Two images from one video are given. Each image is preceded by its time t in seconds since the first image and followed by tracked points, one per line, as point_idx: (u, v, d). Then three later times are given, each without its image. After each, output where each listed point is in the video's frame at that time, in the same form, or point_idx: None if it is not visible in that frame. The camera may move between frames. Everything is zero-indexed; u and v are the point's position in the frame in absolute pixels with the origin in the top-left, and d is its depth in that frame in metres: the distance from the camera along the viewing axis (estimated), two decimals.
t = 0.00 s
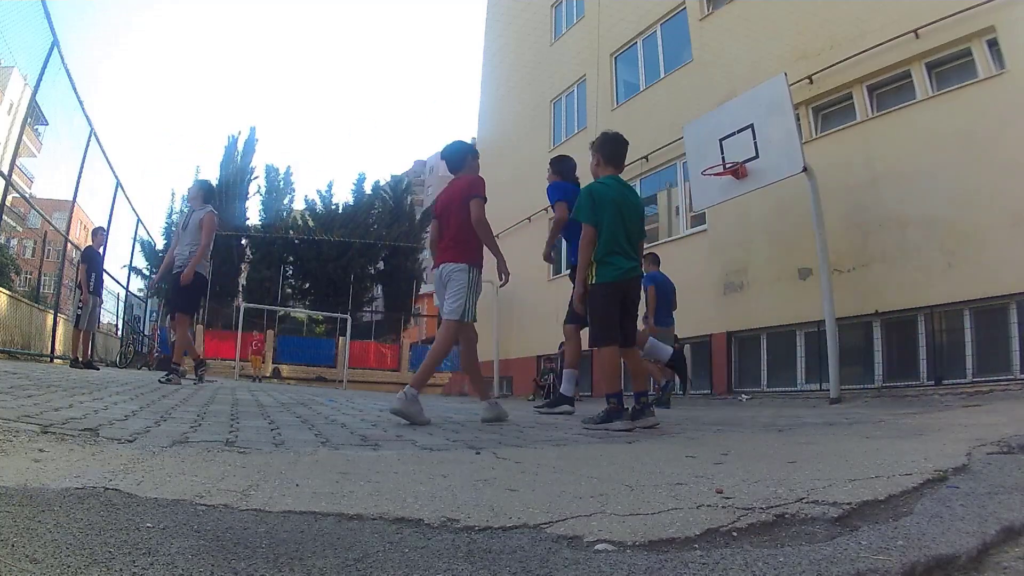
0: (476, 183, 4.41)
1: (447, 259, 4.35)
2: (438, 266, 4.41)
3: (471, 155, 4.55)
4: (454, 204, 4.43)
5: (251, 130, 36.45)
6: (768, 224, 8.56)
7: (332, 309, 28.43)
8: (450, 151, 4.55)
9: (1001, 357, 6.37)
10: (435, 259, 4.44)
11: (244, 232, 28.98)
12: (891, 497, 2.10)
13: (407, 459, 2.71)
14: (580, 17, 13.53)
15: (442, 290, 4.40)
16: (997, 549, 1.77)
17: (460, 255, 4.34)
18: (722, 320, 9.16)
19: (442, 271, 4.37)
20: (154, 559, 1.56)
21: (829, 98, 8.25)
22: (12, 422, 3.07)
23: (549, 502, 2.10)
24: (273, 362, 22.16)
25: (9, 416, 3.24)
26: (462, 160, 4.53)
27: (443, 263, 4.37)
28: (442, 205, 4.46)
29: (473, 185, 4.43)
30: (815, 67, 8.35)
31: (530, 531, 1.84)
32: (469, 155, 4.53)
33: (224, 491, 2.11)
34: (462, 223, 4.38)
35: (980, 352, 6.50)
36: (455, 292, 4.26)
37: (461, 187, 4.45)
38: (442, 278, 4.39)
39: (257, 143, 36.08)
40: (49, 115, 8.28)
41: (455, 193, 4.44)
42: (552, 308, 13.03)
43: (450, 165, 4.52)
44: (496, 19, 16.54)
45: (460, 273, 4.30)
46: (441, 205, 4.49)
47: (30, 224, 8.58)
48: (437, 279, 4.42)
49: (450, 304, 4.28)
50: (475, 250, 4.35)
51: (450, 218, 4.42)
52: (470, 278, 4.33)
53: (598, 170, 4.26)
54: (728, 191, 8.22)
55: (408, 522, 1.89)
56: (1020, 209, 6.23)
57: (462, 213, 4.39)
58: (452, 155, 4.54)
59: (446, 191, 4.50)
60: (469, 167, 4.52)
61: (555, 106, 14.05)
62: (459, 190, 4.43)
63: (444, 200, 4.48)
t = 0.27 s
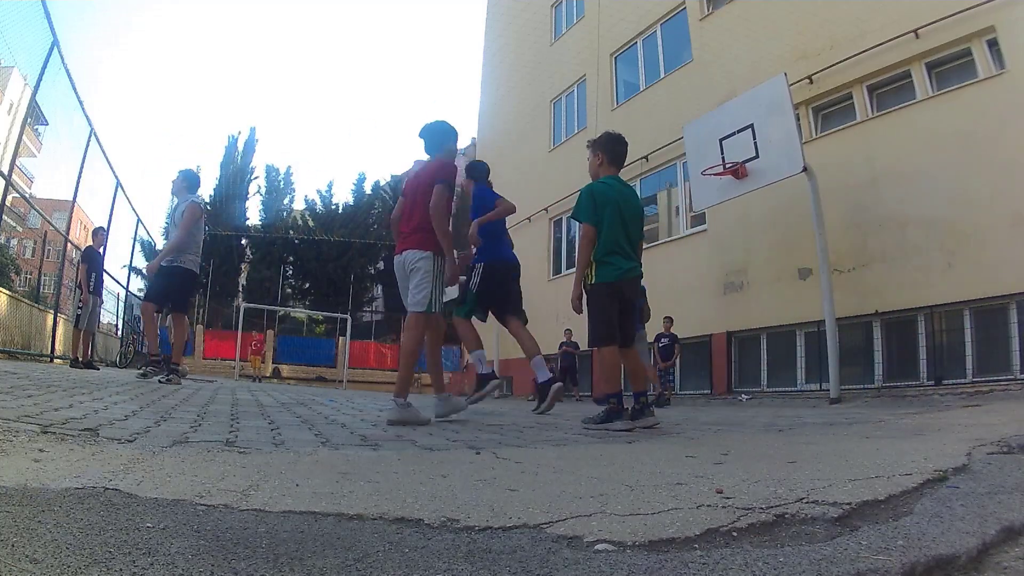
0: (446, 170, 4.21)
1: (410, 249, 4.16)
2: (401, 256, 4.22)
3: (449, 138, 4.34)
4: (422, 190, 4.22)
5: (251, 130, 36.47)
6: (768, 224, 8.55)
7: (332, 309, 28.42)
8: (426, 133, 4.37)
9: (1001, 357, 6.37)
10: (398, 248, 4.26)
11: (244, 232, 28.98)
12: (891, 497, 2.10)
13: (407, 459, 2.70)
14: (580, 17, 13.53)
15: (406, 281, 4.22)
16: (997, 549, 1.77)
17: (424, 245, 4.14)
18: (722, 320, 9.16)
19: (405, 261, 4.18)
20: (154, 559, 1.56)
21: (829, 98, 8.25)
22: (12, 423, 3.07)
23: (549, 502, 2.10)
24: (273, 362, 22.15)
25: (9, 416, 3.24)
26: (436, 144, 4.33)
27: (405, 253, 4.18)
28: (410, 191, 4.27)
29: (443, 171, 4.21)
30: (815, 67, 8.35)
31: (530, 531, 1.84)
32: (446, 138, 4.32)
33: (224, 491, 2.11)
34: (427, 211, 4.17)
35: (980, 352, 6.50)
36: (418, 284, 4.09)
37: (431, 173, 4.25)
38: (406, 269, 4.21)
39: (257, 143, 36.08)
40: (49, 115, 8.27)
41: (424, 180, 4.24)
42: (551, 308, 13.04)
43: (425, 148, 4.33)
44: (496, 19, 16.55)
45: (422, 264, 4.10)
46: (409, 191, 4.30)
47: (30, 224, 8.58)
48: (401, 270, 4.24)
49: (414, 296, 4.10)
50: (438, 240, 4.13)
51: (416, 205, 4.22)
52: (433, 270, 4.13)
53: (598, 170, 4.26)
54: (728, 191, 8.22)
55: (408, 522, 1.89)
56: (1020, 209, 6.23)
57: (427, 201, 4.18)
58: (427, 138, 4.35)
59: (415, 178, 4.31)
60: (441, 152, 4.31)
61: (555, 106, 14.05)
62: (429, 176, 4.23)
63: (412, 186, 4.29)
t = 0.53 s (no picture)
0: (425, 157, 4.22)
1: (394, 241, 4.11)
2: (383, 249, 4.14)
3: (425, 129, 4.39)
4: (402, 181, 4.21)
5: (251, 130, 36.47)
6: (768, 224, 8.55)
7: (332, 309, 28.43)
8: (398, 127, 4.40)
9: (1001, 357, 6.36)
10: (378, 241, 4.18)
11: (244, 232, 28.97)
12: (891, 497, 2.10)
13: (407, 459, 2.70)
14: (580, 17, 13.52)
15: (385, 274, 4.12)
16: (997, 549, 1.77)
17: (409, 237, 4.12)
18: (722, 320, 9.16)
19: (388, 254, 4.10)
20: (154, 559, 1.56)
21: (829, 98, 8.25)
22: (12, 423, 3.07)
23: (549, 502, 2.10)
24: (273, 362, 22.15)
25: (10, 416, 3.24)
26: (410, 136, 4.36)
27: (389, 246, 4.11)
28: (388, 183, 4.25)
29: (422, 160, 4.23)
30: (815, 67, 8.35)
31: (530, 531, 1.84)
32: (420, 132, 4.37)
33: (224, 491, 2.11)
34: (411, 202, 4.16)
35: (980, 352, 6.50)
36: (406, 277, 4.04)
37: (409, 164, 4.26)
38: (386, 262, 4.13)
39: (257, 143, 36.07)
40: (49, 115, 8.27)
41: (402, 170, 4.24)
42: (551, 308, 13.04)
43: (406, 140, 4.35)
44: (496, 19, 16.54)
45: (408, 255, 4.07)
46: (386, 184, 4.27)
47: (30, 224, 8.58)
48: (379, 262, 4.14)
49: (405, 292, 4.02)
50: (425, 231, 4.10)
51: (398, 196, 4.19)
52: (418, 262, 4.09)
53: (598, 170, 4.25)
54: (728, 191, 8.22)
55: (408, 522, 1.89)
56: (1019, 209, 6.24)
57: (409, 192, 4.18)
58: (402, 130, 4.37)
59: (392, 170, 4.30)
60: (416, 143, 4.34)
61: (555, 106, 14.05)
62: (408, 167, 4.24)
63: (389, 178, 4.27)
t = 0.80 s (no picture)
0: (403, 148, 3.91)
1: (372, 235, 3.75)
2: (356, 243, 3.75)
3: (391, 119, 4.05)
4: (375, 171, 3.86)
5: (251, 129, 36.47)
6: (768, 224, 8.55)
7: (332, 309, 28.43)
8: (365, 113, 4.02)
9: (1002, 357, 6.36)
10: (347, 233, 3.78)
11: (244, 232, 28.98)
12: (891, 497, 2.10)
13: (407, 459, 2.70)
14: (580, 17, 13.52)
15: (358, 271, 3.76)
16: (997, 549, 1.77)
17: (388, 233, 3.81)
18: (722, 320, 9.16)
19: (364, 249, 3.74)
20: (154, 559, 1.56)
21: (829, 98, 8.25)
22: (12, 423, 3.07)
23: (549, 502, 2.10)
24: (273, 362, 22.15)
25: (9, 416, 3.23)
26: (379, 124, 4.01)
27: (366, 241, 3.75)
28: (359, 172, 3.86)
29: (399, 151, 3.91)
30: (815, 67, 8.35)
31: (530, 531, 1.84)
32: (391, 121, 4.04)
33: (224, 492, 2.11)
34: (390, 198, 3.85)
35: (981, 352, 6.49)
36: (388, 276, 3.75)
37: (383, 153, 3.90)
38: (357, 259, 3.75)
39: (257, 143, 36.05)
40: (49, 115, 8.27)
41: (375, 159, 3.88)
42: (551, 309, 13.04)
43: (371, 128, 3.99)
44: (496, 19, 16.54)
45: (385, 254, 3.77)
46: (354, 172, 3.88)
47: (30, 224, 8.58)
48: (349, 258, 3.75)
49: (388, 293, 3.75)
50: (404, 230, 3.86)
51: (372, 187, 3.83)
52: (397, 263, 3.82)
53: (600, 171, 4.24)
54: (728, 191, 8.22)
55: (408, 522, 1.89)
56: (1020, 209, 6.24)
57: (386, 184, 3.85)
58: (371, 117, 4.00)
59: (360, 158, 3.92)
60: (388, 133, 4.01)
61: (555, 106, 14.05)
62: (382, 156, 3.89)
63: (359, 167, 3.88)
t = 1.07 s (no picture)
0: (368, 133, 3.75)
1: (337, 224, 3.59)
2: (321, 233, 3.60)
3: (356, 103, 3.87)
4: (340, 159, 3.71)
5: (251, 130, 36.44)
6: (768, 224, 8.55)
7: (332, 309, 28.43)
8: (329, 101, 3.87)
9: (1002, 357, 6.36)
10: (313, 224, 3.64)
11: (244, 232, 28.99)
12: (891, 497, 2.10)
13: (407, 459, 2.70)
14: (580, 17, 13.53)
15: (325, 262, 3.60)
16: (997, 549, 1.77)
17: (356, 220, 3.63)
18: (722, 320, 9.16)
19: (328, 239, 3.57)
20: (154, 559, 1.56)
21: (829, 98, 8.25)
22: (12, 423, 3.06)
23: (549, 502, 2.10)
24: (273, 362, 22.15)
25: (9, 417, 3.24)
26: (343, 109, 3.85)
27: (330, 230, 3.58)
28: (324, 161, 3.73)
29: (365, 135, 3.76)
30: (815, 67, 8.35)
31: (530, 531, 1.84)
32: (357, 105, 3.86)
33: (224, 492, 2.11)
34: (358, 186, 3.69)
35: (981, 352, 6.49)
36: (355, 264, 3.57)
37: (349, 138, 3.75)
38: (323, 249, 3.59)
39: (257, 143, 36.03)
40: (49, 115, 8.27)
41: (339, 146, 3.74)
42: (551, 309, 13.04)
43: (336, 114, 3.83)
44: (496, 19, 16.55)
45: (352, 242, 3.57)
46: (319, 164, 3.75)
47: (31, 224, 8.58)
48: (316, 249, 3.60)
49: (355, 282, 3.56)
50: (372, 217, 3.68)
51: (337, 175, 3.67)
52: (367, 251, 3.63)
53: (604, 173, 4.22)
54: (728, 191, 8.22)
55: (408, 522, 1.89)
56: (1020, 209, 6.24)
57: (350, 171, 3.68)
58: (334, 103, 3.85)
59: (325, 147, 3.79)
60: (353, 118, 3.84)
61: (555, 106, 14.05)
62: (347, 143, 3.74)
63: (324, 157, 3.75)
